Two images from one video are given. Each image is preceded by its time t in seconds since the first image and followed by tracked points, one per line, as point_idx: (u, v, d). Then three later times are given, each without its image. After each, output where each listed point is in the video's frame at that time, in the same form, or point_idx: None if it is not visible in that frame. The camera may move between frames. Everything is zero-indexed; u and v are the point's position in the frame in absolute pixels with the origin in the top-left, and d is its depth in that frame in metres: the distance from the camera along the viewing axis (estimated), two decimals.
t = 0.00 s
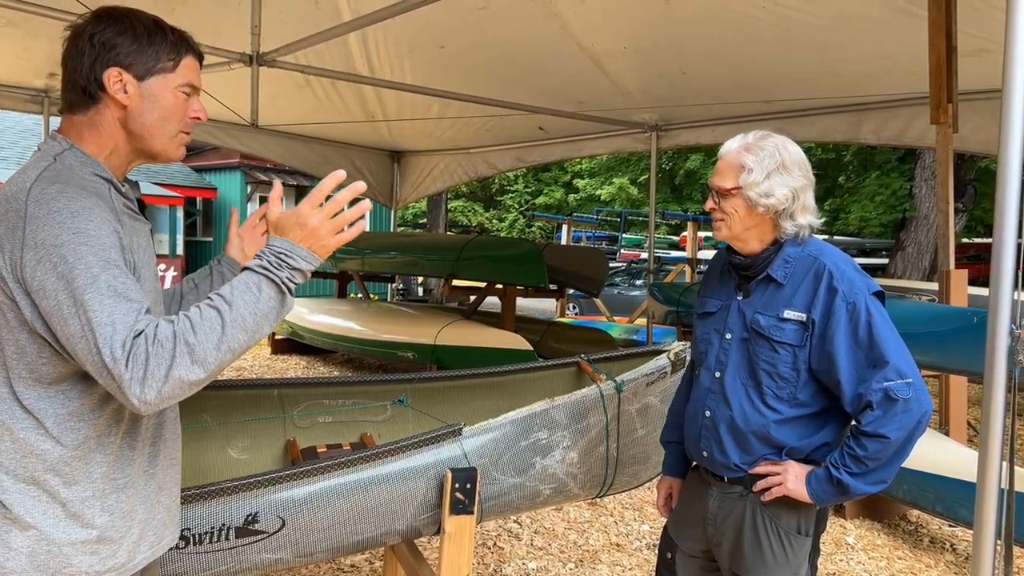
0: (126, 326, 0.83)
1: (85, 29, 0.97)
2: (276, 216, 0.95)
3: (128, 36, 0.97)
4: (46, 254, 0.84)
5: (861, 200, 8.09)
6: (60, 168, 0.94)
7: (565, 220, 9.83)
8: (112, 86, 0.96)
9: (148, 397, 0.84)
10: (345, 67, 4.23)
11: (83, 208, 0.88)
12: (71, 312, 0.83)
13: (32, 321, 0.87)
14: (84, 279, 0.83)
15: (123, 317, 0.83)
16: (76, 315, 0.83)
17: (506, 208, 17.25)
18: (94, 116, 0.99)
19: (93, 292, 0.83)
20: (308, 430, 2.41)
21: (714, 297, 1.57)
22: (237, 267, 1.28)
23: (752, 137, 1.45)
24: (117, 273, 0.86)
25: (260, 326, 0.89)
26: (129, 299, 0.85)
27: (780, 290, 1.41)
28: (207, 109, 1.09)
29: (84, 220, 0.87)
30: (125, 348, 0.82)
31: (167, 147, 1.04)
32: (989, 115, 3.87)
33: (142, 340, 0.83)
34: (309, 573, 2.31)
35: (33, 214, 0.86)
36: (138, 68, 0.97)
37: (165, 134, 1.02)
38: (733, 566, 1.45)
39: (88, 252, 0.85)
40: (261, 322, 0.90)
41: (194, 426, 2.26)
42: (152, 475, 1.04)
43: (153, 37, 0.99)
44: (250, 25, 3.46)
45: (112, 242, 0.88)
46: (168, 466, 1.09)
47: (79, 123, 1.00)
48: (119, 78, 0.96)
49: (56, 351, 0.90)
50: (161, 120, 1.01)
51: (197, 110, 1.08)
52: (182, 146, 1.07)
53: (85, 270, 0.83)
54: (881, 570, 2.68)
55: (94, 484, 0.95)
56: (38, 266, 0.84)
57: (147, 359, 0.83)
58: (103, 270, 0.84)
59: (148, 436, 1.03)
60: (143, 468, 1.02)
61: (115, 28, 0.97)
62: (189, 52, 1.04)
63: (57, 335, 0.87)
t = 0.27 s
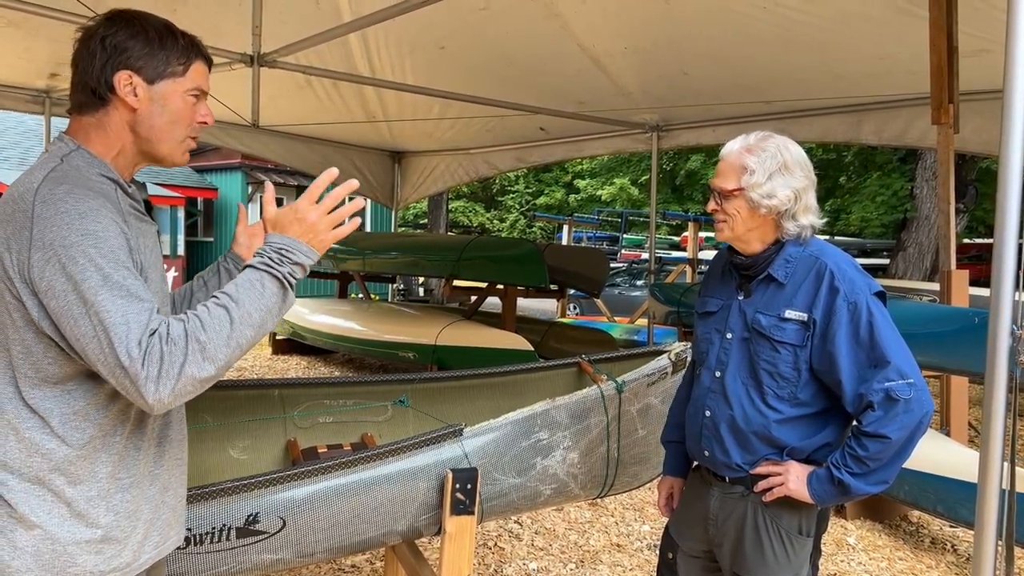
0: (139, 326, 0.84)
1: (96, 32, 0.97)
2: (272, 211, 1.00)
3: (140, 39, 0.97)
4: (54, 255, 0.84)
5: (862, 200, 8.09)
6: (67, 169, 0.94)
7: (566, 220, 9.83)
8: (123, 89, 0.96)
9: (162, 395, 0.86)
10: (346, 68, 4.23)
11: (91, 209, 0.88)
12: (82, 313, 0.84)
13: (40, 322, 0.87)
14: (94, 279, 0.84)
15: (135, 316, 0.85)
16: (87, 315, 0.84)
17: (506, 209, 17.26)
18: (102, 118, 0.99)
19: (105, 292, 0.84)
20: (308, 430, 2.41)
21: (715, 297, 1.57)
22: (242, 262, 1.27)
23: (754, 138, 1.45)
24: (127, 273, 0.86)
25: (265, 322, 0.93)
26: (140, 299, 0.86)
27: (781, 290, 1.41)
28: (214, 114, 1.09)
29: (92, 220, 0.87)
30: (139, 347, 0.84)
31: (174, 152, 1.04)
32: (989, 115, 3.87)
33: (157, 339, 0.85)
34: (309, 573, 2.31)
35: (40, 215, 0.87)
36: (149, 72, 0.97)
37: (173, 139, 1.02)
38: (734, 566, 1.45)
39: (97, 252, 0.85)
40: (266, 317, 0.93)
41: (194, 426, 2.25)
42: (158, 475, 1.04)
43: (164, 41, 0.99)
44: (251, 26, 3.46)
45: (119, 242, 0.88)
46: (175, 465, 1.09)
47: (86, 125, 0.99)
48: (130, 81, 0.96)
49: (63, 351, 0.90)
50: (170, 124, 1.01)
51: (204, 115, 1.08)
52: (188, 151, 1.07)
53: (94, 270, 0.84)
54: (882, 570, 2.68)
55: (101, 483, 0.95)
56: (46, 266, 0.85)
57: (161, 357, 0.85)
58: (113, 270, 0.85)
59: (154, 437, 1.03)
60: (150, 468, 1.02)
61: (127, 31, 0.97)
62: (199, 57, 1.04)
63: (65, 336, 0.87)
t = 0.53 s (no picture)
0: (151, 323, 0.85)
1: (109, 37, 0.97)
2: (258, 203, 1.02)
3: (152, 43, 0.97)
4: (67, 255, 0.84)
5: (864, 200, 8.08)
6: (80, 170, 0.94)
7: (567, 220, 9.82)
8: (139, 93, 0.96)
9: (179, 390, 0.86)
10: (347, 68, 4.23)
11: (102, 209, 0.88)
12: (96, 313, 0.84)
13: (54, 321, 0.87)
14: (106, 278, 0.84)
15: (149, 314, 0.85)
16: (101, 314, 0.84)
17: (507, 209, 17.27)
18: (118, 123, 0.99)
19: (119, 292, 0.84)
20: (309, 431, 2.41)
21: (716, 296, 1.57)
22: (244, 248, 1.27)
23: (757, 139, 1.45)
24: (139, 272, 0.86)
25: (270, 309, 0.94)
26: (152, 297, 0.86)
27: (783, 289, 1.41)
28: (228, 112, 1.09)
29: (103, 218, 0.87)
30: (153, 344, 0.84)
31: (190, 152, 1.04)
32: (991, 115, 3.86)
33: (170, 336, 0.85)
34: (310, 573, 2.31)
35: (52, 215, 0.87)
36: (163, 76, 0.97)
37: (189, 140, 1.03)
38: (737, 567, 1.45)
39: (109, 251, 0.85)
40: (270, 304, 0.94)
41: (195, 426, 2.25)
42: (168, 476, 1.04)
43: (177, 44, 0.99)
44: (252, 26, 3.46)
45: (130, 242, 0.88)
46: (184, 465, 1.08)
47: (102, 129, 0.99)
48: (145, 86, 0.96)
49: (75, 351, 0.90)
50: (185, 127, 1.01)
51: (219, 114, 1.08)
52: (204, 151, 1.08)
53: (106, 270, 0.84)
54: (883, 571, 2.68)
55: (111, 483, 0.95)
56: (60, 267, 0.85)
57: (175, 352, 0.85)
58: (125, 269, 0.85)
59: (164, 437, 1.03)
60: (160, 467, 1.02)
61: (140, 35, 0.97)
62: (211, 57, 1.04)
63: (79, 335, 0.87)
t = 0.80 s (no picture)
0: (177, 326, 0.85)
1: (87, 42, 0.96)
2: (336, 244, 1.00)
3: (131, 38, 0.96)
4: (87, 255, 0.85)
5: (864, 200, 8.09)
6: (91, 172, 0.94)
7: (567, 221, 9.82)
8: (134, 91, 0.97)
9: (202, 392, 0.87)
10: (348, 68, 4.24)
11: (116, 211, 0.88)
12: (115, 313, 0.84)
13: (68, 320, 0.88)
14: (128, 278, 0.84)
15: (170, 316, 0.85)
16: (121, 315, 0.84)
17: (508, 209, 17.27)
18: (121, 125, 0.99)
19: (137, 292, 0.84)
20: (310, 431, 2.42)
21: (716, 295, 1.57)
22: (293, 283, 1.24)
23: (759, 138, 1.45)
24: (159, 274, 0.87)
25: (309, 341, 0.94)
26: (175, 300, 0.87)
27: (783, 288, 1.41)
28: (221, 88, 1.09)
29: (124, 222, 0.88)
30: (178, 346, 0.84)
31: (199, 135, 1.05)
32: (992, 115, 3.86)
33: (200, 340, 0.86)
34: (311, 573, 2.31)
35: (69, 217, 0.87)
36: (151, 67, 0.97)
37: (195, 123, 1.03)
38: (737, 567, 1.45)
39: (130, 253, 0.85)
40: (310, 335, 0.94)
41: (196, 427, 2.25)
42: (181, 475, 1.04)
43: (153, 32, 0.98)
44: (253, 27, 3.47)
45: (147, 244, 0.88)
46: (197, 464, 1.08)
47: (105, 134, 1.00)
48: (138, 82, 0.97)
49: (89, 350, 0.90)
50: (187, 112, 1.02)
51: (213, 92, 1.08)
52: (208, 130, 1.08)
53: (125, 270, 0.84)
54: (884, 571, 2.68)
55: (127, 481, 0.95)
56: (75, 268, 0.85)
57: (201, 357, 0.85)
58: (143, 269, 0.85)
59: (177, 436, 1.03)
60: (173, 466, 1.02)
61: (115, 32, 0.96)
62: (188, 36, 1.03)
63: (94, 335, 0.87)
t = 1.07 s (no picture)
0: (168, 334, 0.84)
1: (99, 45, 0.95)
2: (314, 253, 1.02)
3: (144, 39, 0.96)
4: (91, 259, 0.85)
5: (865, 201, 8.08)
6: (109, 174, 0.94)
7: (568, 221, 9.82)
8: (148, 92, 0.97)
9: (182, 403, 0.84)
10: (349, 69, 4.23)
11: (127, 214, 0.88)
12: (111, 318, 0.83)
13: (76, 322, 0.88)
14: (129, 283, 0.83)
15: (163, 320, 0.84)
16: (116, 320, 0.83)
17: (509, 209, 17.27)
18: (137, 126, 0.99)
19: (135, 296, 0.83)
20: (311, 431, 2.42)
21: (717, 294, 1.56)
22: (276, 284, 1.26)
23: (761, 138, 1.44)
24: (162, 280, 0.86)
25: (293, 346, 0.92)
26: (171, 306, 0.85)
27: (783, 287, 1.41)
28: (233, 86, 1.09)
29: (134, 225, 0.87)
30: (166, 354, 0.83)
31: (213, 134, 1.05)
32: (993, 115, 3.86)
33: (184, 346, 0.84)
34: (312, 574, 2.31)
35: (81, 220, 0.87)
36: (164, 68, 0.97)
37: (209, 123, 1.03)
38: (739, 567, 1.44)
39: (133, 257, 0.85)
40: (294, 342, 0.92)
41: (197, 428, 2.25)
42: (197, 476, 1.03)
43: (166, 33, 0.97)
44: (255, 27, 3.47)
45: (154, 248, 0.88)
46: (212, 466, 1.08)
47: (120, 136, 1.00)
48: (151, 83, 0.96)
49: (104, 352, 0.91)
50: (201, 113, 1.01)
51: (226, 91, 1.08)
52: (223, 130, 1.08)
53: (127, 274, 0.84)
54: (886, 572, 2.67)
55: (141, 482, 0.95)
56: (83, 269, 0.85)
57: (186, 367, 0.84)
58: (145, 273, 0.85)
59: (193, 437, 1.03)
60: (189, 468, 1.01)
61: (128, 34, 0.95)
62: (201, 36, 1.03)
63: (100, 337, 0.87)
